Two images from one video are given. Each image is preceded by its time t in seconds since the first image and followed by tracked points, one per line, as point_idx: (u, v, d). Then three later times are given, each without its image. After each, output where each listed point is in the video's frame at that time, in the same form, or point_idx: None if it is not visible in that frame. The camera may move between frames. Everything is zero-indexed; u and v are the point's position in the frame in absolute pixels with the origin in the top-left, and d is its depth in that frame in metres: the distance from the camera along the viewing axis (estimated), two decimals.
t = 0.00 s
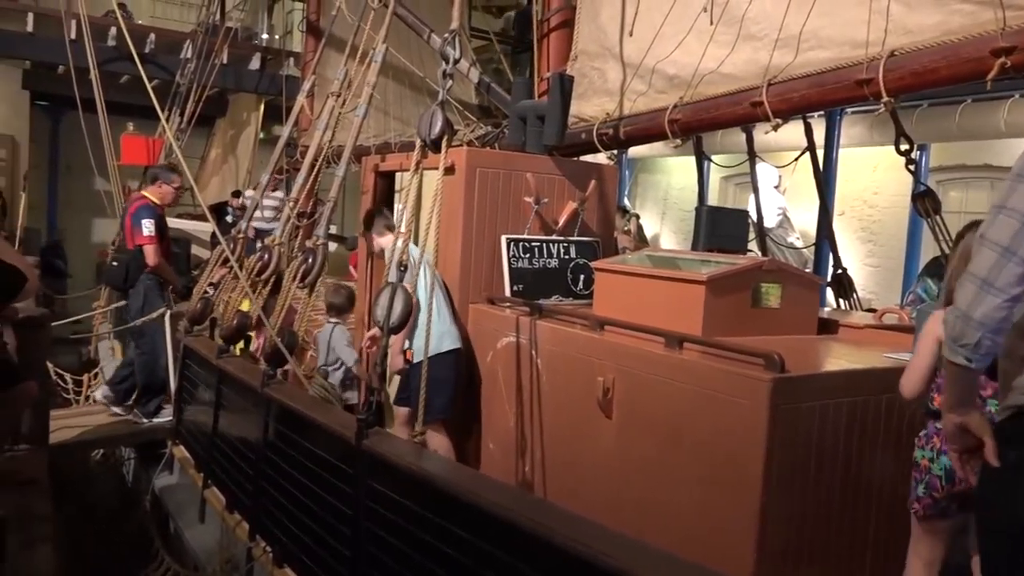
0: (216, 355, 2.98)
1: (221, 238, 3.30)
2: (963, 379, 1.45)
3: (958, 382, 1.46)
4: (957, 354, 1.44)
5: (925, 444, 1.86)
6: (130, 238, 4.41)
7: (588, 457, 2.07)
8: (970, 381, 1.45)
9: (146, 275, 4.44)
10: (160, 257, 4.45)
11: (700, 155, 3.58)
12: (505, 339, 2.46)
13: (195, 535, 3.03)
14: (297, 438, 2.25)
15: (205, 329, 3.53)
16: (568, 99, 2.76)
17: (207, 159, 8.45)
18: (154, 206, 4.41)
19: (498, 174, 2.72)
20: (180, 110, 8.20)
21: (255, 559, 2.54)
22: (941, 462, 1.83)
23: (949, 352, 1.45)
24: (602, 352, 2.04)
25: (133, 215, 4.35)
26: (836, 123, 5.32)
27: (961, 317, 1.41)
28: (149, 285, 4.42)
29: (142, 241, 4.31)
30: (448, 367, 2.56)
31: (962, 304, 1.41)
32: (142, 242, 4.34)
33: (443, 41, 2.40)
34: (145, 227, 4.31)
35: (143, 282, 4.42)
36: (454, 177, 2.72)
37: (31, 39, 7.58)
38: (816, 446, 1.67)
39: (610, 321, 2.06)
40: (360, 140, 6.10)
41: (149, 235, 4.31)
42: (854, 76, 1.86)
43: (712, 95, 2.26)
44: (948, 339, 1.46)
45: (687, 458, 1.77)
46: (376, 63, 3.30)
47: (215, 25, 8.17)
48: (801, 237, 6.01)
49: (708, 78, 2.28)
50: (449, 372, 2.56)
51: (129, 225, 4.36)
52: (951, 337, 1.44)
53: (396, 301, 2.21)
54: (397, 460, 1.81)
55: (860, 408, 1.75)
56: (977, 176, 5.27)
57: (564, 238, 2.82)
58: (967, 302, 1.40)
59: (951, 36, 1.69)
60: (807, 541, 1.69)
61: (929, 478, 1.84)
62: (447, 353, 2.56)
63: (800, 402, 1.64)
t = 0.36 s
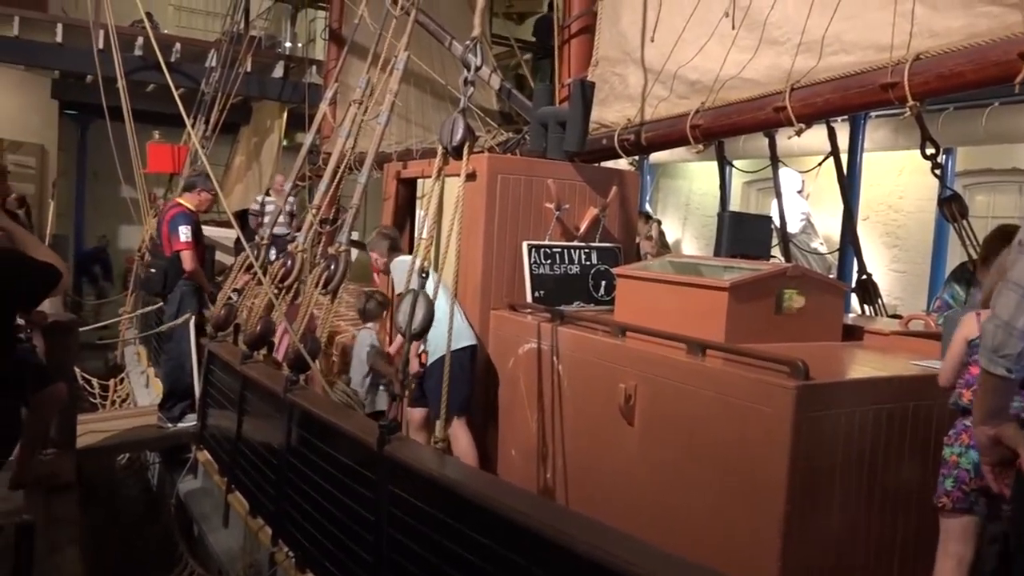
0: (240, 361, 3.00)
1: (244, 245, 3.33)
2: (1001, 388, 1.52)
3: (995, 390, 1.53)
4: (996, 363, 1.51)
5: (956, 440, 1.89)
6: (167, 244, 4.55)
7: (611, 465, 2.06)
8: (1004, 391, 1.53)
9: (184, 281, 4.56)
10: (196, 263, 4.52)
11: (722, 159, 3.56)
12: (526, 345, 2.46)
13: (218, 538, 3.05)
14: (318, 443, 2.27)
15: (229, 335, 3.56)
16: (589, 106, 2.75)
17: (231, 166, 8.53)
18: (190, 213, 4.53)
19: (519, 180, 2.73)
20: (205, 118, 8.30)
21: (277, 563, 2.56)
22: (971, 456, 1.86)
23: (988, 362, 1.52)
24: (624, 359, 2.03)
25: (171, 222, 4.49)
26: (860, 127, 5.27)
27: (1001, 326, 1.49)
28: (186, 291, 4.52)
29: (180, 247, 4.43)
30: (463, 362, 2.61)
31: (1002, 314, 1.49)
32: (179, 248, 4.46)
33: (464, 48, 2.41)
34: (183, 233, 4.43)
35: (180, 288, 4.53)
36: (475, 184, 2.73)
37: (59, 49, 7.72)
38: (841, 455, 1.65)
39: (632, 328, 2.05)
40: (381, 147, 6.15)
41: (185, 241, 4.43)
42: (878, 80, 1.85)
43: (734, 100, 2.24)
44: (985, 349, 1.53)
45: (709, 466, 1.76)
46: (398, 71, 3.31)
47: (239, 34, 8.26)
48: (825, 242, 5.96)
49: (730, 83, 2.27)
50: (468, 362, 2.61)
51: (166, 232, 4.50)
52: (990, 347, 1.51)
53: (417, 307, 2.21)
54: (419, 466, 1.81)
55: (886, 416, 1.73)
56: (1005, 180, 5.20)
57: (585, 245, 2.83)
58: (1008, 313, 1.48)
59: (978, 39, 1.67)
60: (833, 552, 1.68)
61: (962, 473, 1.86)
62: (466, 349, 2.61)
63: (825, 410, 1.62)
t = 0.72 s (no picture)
0: (254, 364, 3.01)
1: (260, 250, 3.34)
2: (1012, 392, 1.61)
3: (1006, 395, 1.62)
4: (1008, 365, 1.62)
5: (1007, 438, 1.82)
6: (197, 249, 4.58)
7: (624, 470, 2.05)
8: None
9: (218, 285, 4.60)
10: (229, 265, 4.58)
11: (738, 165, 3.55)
12: (540, 350, 2.45)
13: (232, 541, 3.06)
14: (333, 447, 2.27)
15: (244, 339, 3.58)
16: (604, 111, 2.75)
17: (247, 170, 8.59)
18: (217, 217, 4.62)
19: (534, 185, 2.72)
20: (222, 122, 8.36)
21: (290, 567, 2.56)
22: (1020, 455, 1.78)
23: (1003, 366, 1.64)
24: (638, 364, 2.02)
25: (201, 225, 4.54)
26: (876, 132, 5.23)
27: (1014, 330, 1.63)
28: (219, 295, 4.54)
29: (214, 247, 4.48)
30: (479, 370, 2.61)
31: (1015, 319, 1.64)
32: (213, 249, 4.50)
33: (480, 53, 2.41)
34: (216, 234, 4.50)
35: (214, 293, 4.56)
36: (489, 189, 2.73)
37: (79, 55, 7.79)
38: (857, 462, 1.64)
39: (647, 334, 2.04)
40: (397, 152, 6.18)
41: (219, 242, 4.50)
42: (897, 85, 1.83)
43: (750, 105, 2.23)
44: (1002, 355, 1.65)
45: (725, 473, 1.74)
46: (414, 76, 3.32)
47: (256, 39, 8.31)
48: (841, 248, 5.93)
49: (747, 88, 2.26)
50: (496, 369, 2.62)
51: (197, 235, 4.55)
52: (1004, 351, 1.64)
53: (432, 312, 2.22)
54: (432, 471, 1.81)
55: (903, 423, 1.71)
56: None
57: (600, 250, 2.81)
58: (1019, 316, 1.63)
59: (998, 44, 1.65)
60: (848, 560, 1.66)
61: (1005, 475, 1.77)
62: (478, 355, 2.62)
63: (841, 417, 1.61)
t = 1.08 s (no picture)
0: (258, 370, 3.00)
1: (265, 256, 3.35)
2: (1008, 406, 1.38)
3: (1003, 409, 1.39)
4: (996, 375, 1.38)
5: None
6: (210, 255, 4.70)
7: (628, 478, 2.05)
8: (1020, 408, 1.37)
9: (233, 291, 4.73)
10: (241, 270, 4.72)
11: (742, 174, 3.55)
12: (544, 357, 2.46)
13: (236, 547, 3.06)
14: (336, 454, 2.27)
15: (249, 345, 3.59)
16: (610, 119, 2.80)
17: (252, 176, 8.62)
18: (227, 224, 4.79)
19: (538, 193, 2.74)
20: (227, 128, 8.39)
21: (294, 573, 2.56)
22: None
23: (992, 375, 1.40)
24: (642, 372, 2.02)
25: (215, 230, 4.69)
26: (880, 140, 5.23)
27: (999, 337, 1.39)
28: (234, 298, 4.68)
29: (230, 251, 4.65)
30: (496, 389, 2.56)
31: (1000, 324, 1.39)
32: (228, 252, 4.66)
33: (484, 60, 2.41)
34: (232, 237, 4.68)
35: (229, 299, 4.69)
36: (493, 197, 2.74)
37: (86, 60, 7.83)
38: (862, 471, 1.63)
39: (651, 341, 2.04)
40: (401, 159, 6.21)
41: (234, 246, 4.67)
42: (902, 94, 1.83)
43: (755, 113, 2.23)
44: (989, 363, 1.41)
45: (729, 481, 1.74)
46: (419, 83, 3.32)
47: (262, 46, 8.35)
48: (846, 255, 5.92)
49: (751, 96, 2.26)
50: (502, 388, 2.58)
51: (212, 240, 4.63)
52: (991, 360, 1.40)
53: (436, 320, 2.21)
54: (436, 478, 1.80)
55: (908, 432, 1.70)
56: None
57: (603, 257, 2.82)
58: (1003, 321, 1.38)
59: (1004, 53, 1.64)
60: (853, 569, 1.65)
61: None
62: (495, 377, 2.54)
63: (845, 426, 1.60)
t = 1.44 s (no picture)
0: (264, 387, 3.01)
1: (271, 273, 3.36)
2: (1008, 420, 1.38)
3: (1005, 423, 1.39)
4: (994, 391, 1.39)
5: None
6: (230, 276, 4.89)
7: (633, 496, 2.04)
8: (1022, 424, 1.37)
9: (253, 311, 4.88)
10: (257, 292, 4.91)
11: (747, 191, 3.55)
12: (550, 375, 2.47)
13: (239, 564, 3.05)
14: (341, 471, 2.27)
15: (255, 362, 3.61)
16: (613, 136, 2.77)
17: (258, 192, 8.66)
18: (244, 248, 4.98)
19: (543, 210, 2.77)
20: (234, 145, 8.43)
21: None
22: None
23: (991, 391, 1.40)
24: (648, 390, 2.02)
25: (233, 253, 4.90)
26: (886, 156, 5.23)
27: (994, 352, 1.41)
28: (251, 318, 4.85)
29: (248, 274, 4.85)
30: (525, 413, 2.53)
31: (996, 340, 1.41)
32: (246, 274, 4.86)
33: (490, 78, 2.42)
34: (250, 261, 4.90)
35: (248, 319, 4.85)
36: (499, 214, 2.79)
37: (95, 78, 7.89)
38: (868, 489, 1.62)
39: (657, 358, 2.04)
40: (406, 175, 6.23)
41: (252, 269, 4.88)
42: (906, 111, 1.83)
43: (759, 130, 2.24)
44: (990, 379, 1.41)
45: (735, 500, 1.73)
46: (425, 100, 3.34)
47: (270, 64, 8.40)
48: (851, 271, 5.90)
49: (755, 113, 2.27)
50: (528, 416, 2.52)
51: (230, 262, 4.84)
52: (989, 376, 1.41)
53: (442, 336, 2.22)
54: (441, 496, 1.80)
55: (915, 449, 1.70)
56: None
57: (609, 273, 2.80)
58: (998, 337, 1.40)
59: (1007, 70, 1.64)
60: None
61: None
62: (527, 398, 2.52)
63: (852, 445, 1.60)
